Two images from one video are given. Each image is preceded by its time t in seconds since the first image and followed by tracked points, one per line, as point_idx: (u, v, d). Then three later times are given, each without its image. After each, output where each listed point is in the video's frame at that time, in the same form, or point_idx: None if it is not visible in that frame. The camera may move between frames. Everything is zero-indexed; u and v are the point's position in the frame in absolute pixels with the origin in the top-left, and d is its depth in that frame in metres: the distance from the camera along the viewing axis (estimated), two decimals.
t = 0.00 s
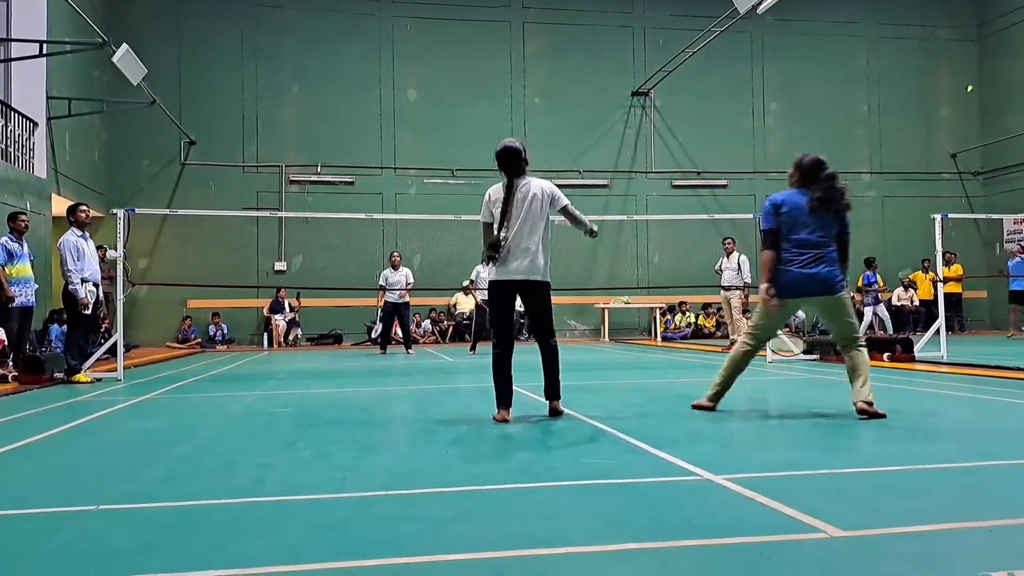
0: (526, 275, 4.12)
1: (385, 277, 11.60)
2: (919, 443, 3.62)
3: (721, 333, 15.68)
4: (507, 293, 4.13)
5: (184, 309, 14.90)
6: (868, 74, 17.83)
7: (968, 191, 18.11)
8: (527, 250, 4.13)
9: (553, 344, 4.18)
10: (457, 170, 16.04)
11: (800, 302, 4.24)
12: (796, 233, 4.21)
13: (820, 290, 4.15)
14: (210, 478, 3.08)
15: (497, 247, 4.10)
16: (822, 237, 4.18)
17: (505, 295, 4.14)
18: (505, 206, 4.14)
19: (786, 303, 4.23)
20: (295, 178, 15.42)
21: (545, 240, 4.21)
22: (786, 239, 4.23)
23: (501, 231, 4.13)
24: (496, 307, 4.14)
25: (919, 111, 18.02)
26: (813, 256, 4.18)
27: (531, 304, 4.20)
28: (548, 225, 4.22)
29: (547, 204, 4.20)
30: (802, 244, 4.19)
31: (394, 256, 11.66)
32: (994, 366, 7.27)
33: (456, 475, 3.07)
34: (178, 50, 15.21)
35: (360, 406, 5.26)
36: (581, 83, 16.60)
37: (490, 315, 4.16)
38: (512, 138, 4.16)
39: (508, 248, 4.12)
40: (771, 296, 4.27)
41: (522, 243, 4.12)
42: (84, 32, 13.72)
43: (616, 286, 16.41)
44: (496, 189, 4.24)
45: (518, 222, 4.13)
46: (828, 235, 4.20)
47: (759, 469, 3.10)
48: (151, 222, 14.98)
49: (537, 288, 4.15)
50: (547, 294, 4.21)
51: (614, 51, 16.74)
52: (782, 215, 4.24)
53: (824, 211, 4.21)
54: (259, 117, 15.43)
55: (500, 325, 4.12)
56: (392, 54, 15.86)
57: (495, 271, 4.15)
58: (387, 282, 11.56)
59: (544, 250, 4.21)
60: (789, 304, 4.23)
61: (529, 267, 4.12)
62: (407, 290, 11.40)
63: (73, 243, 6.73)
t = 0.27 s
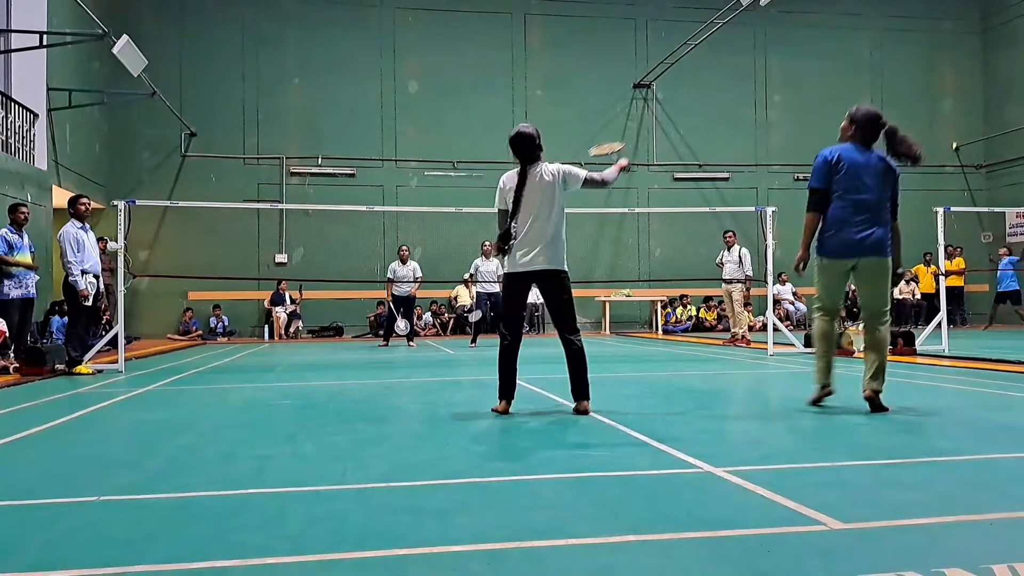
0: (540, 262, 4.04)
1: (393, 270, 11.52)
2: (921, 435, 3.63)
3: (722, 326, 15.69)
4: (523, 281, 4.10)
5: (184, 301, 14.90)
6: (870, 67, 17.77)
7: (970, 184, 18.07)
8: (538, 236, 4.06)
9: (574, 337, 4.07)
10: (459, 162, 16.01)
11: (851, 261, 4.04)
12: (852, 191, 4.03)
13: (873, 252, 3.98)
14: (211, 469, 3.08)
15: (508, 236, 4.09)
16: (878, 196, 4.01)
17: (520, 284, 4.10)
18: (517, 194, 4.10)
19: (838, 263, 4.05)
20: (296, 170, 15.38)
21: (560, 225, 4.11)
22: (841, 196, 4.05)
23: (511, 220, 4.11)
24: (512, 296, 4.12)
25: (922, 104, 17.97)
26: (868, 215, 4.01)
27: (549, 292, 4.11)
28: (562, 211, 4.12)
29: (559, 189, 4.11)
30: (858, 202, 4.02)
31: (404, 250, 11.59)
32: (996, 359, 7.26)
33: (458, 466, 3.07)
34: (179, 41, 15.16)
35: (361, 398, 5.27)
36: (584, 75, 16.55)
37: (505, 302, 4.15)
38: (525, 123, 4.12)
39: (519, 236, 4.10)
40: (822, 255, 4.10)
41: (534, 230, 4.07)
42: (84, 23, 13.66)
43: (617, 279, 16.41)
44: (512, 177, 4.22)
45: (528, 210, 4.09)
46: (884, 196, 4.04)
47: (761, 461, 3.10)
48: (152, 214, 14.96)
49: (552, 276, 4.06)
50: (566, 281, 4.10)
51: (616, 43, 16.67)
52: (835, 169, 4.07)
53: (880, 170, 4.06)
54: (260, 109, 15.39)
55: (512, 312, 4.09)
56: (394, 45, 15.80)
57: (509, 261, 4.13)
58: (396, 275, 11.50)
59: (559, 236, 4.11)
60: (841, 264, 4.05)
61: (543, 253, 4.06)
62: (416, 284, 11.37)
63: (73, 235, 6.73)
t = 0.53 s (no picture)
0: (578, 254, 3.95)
1: (398, 267, 11.62)
2: (925, 431, 3.63)
3: (726, 321, 15.67)
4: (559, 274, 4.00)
5: (187, 299, 14.97)
6: (874, 61, 17.69)
7: (975, 178, 17.96)
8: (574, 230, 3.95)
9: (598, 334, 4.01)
10: (461, 159, 16.00)
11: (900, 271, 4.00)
12: (898, 197, 3.94)
13: (925, 258, 3.92)
14: (218, 467, 3.11)
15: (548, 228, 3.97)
16: (924, 200, 3.93)
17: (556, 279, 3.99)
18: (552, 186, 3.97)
19: (888, 273, 4.00)
20: (299, 167, 15.40)
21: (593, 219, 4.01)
22: (887, 203, 3.96)
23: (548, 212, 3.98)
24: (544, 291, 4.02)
25: (926, 98, 17.88)
26: (915, 222, 3.94)
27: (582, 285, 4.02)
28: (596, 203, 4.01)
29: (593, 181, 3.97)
30: (904, 209, 3.93)
31: (408, 247, 11.67)
32: (1001, 354, 7.25)
33: (463, 463, 3.09)
34: (182, 39, 15.17)
35: (366, 395, 5.30)
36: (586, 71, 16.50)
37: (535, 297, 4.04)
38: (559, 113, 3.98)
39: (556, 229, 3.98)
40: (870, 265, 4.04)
41: (569, 224, 3.96)
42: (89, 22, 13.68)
43: (620, 274, 16.39)
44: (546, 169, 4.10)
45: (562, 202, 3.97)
46: (929, 198, 3.96)
47: (765, 458, 3.10)
48: (156, 212, 15.01)
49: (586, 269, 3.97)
50: (602, 275, 4.02)
51: (618, 38, 16.63)
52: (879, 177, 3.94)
53: (925, 170, 3.94)
54: (263, 106, 15.41)
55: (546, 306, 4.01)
56: (396, 42, 15.78)
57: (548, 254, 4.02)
58: (400, 272, 11.59)
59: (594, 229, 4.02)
60: (891, 274, 4.00)
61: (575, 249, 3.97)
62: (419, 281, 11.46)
63: (79, 233, 6.79)
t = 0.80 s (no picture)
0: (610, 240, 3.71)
1: (400, 267, 11.60)
2: (931, 431, 3.62)
3: (730, 321, 15.66)
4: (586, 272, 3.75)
5: (192, 299, 14.98)
6: (878, 61, 17.66)
7: (979, 178, 17.93)
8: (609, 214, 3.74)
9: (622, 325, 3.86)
10: (465, 159, 16.00)
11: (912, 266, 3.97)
12: (913, 190, 3.89)
13: (936, 255, 3.91)
14: (221, 466, 3.11)
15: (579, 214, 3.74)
16: (938, 195, 3.90)
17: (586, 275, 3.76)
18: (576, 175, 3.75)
19: (902, 267, 3.96)
20: (303, 167, 15.41)
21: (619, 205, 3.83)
22: (902, 196, 3.90)
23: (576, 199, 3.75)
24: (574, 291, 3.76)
25: (930, 97, 17.85)
26: (929, 217, 3.91)
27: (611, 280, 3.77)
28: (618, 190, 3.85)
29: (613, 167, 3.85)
30: (919, 202, 3.89)
31: (410, 246, 11.65)
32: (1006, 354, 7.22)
33: (466, 463, 3.09)
34: (186, 40, 15.20)
35: (370, 395, 5.30)
36: (590, 71, 16.50)
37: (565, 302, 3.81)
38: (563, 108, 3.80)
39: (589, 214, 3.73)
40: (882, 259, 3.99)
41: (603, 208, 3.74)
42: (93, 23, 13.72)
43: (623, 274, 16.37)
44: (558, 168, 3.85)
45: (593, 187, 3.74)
46: (942, 194, 3.93)
47: (769, 457, 3.10)
48: (160, 212, 15.04)
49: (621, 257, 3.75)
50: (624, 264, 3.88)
51: (622, 38, 16.63)
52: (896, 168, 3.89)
53: (938, 164, 3.92)
54: (266, 107, 15.44)
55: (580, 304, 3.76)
56: (399, 42, 15.79)
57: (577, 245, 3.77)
58: (402, 273, 11.58)
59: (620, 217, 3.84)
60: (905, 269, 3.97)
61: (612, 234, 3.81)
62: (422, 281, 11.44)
63: (82, 233, 6.78)
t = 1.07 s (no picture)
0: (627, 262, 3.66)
1: (402, 268, 11.50)
2: (934, 430, 3.61)
3: (733, 321, 15.64)
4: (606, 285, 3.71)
5: (196, 299, 15.00)
6: (881, 60, 17.63)
7: (982, 176, 17.89)
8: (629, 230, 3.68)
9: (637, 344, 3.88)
10: (467, 159, 16.01)
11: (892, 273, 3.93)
12: (882, 199, 3.94)
13: (912, 258, 3.88)
14: (224, 466, 3.12)
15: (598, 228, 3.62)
16: (907, 202, 3.93)
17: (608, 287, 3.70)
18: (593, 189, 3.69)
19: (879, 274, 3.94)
20: (306, 167, 15.43)
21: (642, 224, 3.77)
22: (872, 207, 3.95)
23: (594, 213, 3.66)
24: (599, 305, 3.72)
25: (933, 96, 17.81)
26: (903, 222, 3.91)
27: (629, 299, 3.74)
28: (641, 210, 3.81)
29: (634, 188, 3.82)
30: (889, 209, 3.92)
31: (412, 246, 11.55)
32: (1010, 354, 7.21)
33: (468, 463, 3.09)
34: (189, 41, 15.22)
35: (372, 395, 5.30)
36: (592, 70, 16.50)
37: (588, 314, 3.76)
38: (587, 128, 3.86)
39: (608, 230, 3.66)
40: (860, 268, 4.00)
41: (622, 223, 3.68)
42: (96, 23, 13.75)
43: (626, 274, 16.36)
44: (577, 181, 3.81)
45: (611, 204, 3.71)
46: (914, 201, 3.96)
47: (772, 457, 3.10)
48: (163, 212, 15.06)
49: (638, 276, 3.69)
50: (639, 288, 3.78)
51: (625, 37, 16.62)
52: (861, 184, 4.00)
53: (905, 175, 4.00)
54: (269, 107, 15.45)
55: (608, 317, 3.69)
56: (401, 42, 15.79)
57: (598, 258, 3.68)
58: (405, 273, 11.48)
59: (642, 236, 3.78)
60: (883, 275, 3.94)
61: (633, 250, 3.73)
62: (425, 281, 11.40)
63: (86, 233, 6.78)
